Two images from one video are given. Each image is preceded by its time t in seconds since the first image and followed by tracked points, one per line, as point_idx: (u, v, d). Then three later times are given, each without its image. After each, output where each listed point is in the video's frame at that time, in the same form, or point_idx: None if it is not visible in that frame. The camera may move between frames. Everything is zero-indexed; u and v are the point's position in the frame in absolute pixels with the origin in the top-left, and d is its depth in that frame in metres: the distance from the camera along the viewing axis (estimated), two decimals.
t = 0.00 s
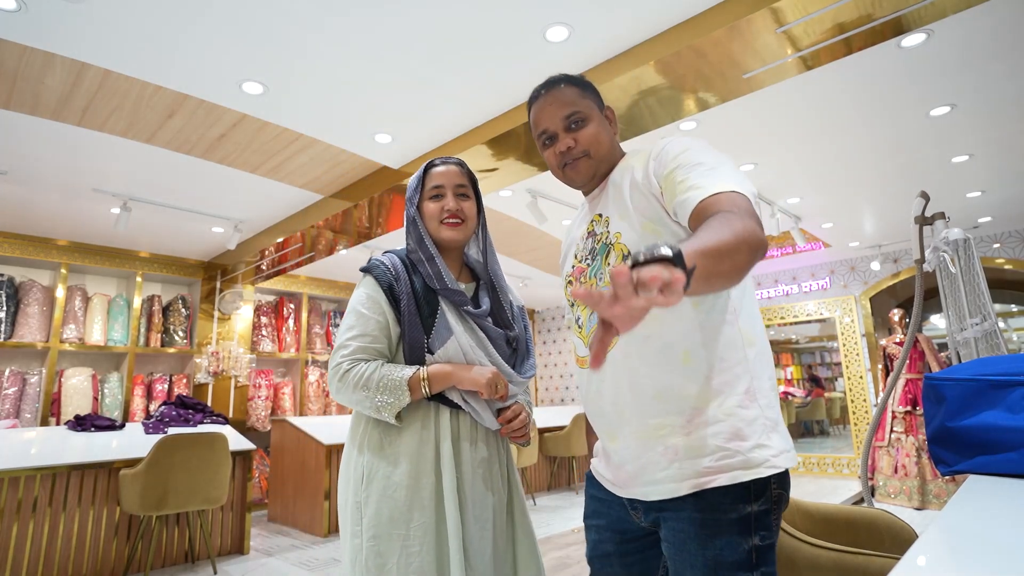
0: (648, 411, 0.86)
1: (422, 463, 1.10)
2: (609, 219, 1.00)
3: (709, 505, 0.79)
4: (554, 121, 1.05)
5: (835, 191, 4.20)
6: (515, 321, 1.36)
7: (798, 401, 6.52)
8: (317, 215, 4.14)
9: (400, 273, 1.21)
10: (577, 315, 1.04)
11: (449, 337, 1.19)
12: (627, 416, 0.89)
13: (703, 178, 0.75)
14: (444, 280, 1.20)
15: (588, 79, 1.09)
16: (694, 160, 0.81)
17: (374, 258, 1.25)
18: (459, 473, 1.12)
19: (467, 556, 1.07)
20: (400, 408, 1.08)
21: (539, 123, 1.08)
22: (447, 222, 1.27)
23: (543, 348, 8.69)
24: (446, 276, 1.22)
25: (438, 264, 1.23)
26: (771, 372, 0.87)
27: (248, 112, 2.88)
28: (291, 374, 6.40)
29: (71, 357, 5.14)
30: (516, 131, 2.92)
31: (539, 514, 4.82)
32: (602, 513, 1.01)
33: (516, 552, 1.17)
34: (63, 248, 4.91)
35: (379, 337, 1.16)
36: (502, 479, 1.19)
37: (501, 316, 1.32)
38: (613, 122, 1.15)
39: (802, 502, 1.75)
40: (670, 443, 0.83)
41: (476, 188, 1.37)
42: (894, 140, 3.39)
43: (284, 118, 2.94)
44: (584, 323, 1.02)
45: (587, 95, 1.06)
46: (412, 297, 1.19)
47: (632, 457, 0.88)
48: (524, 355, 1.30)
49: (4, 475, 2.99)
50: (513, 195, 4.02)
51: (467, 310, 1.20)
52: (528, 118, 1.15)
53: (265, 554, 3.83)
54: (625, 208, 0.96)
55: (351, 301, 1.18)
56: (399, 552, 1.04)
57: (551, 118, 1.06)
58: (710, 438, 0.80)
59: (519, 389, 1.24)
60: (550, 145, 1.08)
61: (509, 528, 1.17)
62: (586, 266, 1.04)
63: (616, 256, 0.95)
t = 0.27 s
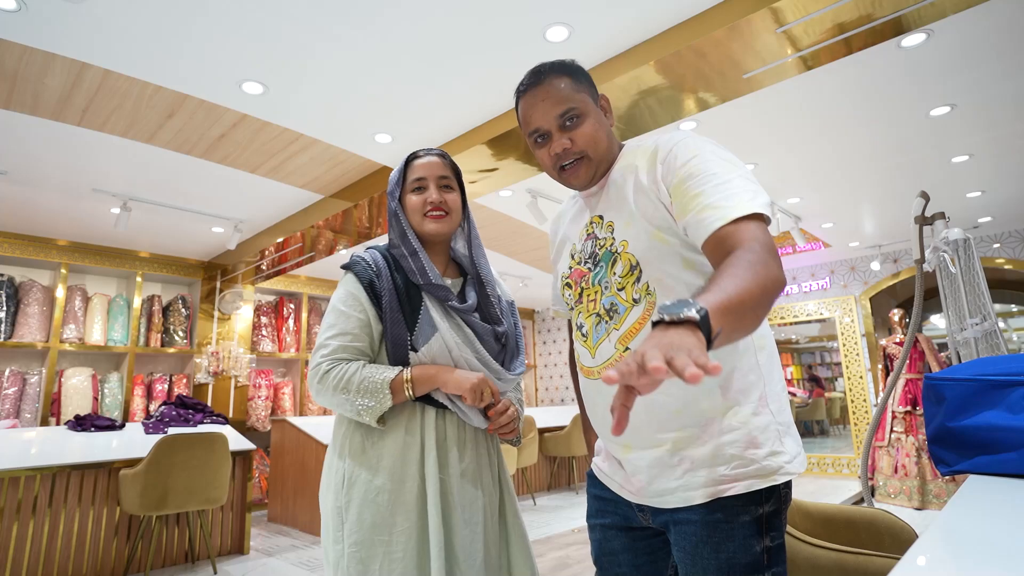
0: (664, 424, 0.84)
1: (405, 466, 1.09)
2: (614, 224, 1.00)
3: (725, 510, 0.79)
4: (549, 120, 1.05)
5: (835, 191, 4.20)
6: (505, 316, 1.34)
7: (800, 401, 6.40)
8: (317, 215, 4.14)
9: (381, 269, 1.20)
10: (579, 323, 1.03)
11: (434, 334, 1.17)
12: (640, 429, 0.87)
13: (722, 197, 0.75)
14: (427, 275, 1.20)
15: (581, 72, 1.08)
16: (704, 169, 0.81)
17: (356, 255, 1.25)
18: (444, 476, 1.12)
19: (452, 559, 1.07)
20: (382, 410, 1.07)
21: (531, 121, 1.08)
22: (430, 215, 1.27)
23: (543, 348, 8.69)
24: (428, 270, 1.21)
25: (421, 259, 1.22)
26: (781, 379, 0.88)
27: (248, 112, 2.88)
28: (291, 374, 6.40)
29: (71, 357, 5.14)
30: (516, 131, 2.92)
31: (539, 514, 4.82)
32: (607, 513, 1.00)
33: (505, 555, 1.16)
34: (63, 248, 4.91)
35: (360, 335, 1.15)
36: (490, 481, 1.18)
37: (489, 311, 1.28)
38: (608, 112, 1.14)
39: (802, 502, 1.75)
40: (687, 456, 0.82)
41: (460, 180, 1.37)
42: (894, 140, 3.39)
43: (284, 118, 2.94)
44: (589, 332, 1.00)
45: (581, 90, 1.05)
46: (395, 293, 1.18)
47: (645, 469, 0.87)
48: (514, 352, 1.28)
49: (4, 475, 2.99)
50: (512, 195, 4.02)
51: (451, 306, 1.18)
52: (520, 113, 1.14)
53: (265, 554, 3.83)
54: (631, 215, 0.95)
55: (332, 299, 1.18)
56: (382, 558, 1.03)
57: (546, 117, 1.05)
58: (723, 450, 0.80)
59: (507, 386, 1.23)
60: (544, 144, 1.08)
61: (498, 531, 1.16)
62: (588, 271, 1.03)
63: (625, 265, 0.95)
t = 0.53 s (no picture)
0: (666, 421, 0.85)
1: (387, 472, 1.07)
2: (620, 224, 0.99)
3: (723, 505, 0.79)
4: (552, 117, 1.04)
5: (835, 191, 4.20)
6: (491, 315, 1.32)
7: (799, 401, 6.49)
8: (317, 215, 4.14)
9: (360, 270, 1.18)
10: (578, 322, 1.02)
11: (416, 335, 1.15)
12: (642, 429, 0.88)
13: (738, 210, 0.79)
14: (408, 275, 1.18)
15: (582, 70, 1.08)
16: (723, 180, 0.84)
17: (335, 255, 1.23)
18: (428, 481, 1.09)
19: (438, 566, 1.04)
20: (359, 417, 1.05)
21: (533, 118, 1.07)
22: (413, 212, 1.26)
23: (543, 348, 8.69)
24: (410, 270, 1.19)
25: (402, 258, 1.20)
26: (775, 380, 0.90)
27: (248, 112, 2.88)
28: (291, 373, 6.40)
29: (71, 357, 5.14)
30: (516, 131, 2.92)
31: (539, 514, 4.82)
32: (603, 519, 0.99)
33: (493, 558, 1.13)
34: (63, 248, 4.91)
35: (339, 338, 1.13)
36: (477, 483, 1.15)
37: (474, 310, 1.26)
38: (608, 110, 1.14)
39: (802, 502, 1.75)
40: (689, 455, 0.82)
41: (444, 175, 1.35)
42: (894, 140, 3.39)
43: (284, 118, 2.94)
44: (590, 333, 0.99)
45: (583, 88, 1.05)
46: (375, 294, 1.17)
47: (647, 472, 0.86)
48: (501, 352, 1.26)
49: (4, 475, 2.99)
50: (512, 195, 4.02)
51: (433, 306, 1.17)
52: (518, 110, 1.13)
53: (265, 554, 3.83)
54: (640, 216, 0.96)
55: (310, 301, 1.16)
56: (366, 567, 1.01)
57: (549, 114, 1.05)
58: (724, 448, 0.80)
59: (493, 388, 1.21)
60: (544, 142, 1.07)
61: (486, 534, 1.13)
62: (588, 270, 1.02)
63: (633, 266, 0.94)
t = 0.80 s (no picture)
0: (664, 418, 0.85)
1: (381, 477, 1.05)
2: (620, 222, 0.99)
3: (720, 503, 0.79)
4: (553, 115, 1.05)
5: (835, 191, 4.20)
6: (482, 316, 1.32)
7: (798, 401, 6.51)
8: (317, 215, 4.14)
9: (351, 269, 1.15)
10: (576, 319, 1.02)
11: (409, 336, 1.13)
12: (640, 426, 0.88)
13: (736, 208, 0.79)
14: (400, 275, 1.17)
15: (584, 68, 1.08)
16: (722, 179, 0.84)
17: (322, 254, 1.19)
18: (422, 486, 1.08)
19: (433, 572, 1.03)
20: (353, 422, 1.02)
21: (534, 116, 1.07)
22: (404, 210, 1.25)
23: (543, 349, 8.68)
24: (401, 270, 1.18)
25: (393, 257, 1.19)
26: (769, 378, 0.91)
27: (248, 112, 2.88)
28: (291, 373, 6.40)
29: (71, 357, 5.14)
30: (516, 131, 2.92)
31: (539, 514, 4.82)
32: (599, 518, 0.99)
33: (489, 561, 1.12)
34: (63, 248, 4.91)
35: (329, 340, 1.09)
36: (471, 486, 1.14)
37: (466, 311, 1.26)
38: (609, 111, 1.14)
39: (801, 502, 1.75)
40: (688, 451, 0.83)
41: (435, 173, 1.34)
42: (894, 140, 3.39)
43: (284, 118, 2.94)
44: (589, 330, 0.99)
45: (585, 87, 1.05)
46: (367, 293, 1.14)
47: (646, 468, 0.86)
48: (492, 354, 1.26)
49: (4, 475, 2.99)
50: (512, 195, 4.02)
51: (426, 307, 1.16)
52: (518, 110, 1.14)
53: (265, 554, 3.83)
54: (640, 214, 0.96)
55: (300, 301, 1.12)
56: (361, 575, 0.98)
57: (550, 113, 1.05)
58: (722, 446, 0.81)
59: (484, 390, 1.20)
60: (545, 140, 1.07)
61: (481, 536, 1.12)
62: (588, 268, 1.01)
63: (633, 263, 0.94)
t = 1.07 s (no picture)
0: (665, 416, 0.85)
1: (378, 481, 1.04)
2: (620, 219, 0.99)
3: (722, 505, 0.79)
4: (543, 122, 1.06)
5: (835, 191, 4.19)
6: (477, 319, 1.33)
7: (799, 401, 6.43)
8: (317, 215, 4.14)
9: (350, 267, 1.15)
10: (578, 317, 1.02)
11: (409, 338, 1.13)
12: (641, 424, 0.88)
13: (734, 202, 0.79)
14: (399, 275, 1.17)
15: (570, 74, 1.09)
16: (721, 174, 0.84)
17: (318, 251, 1.18)
18: (420, 489, 1.07)
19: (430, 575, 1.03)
20: (352, 425, 1.02)
21: (527, 125, 1.08)
22: (402, 208, 1.24)
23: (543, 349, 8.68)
24: (400, 270, 1.18)
25: (392, 256, 1.19)
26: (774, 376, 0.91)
27: (248, 112, 2.88)
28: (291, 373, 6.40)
29: (71, 357, 5.14)
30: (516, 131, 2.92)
31: (538, 514, 4.82)
32: (601, 519, 0.99)
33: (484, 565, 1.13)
34: (63, 248, 4.91)
35: (328, 339, 1.08)
36: (465, 490, 1.15)
37: (462, 314, 1.27)
38: (602, 113, 1.15)
39: (802, 502, 1.75)
40: (690, 449, 0.82)
41: (432, 172, 1.34)
42: (895, 140, 3.39)
43: (284, 118, 2.94)
44: (590, 327, 0.99)
45: (572, 92, 1.06)
46: (366, 293, 1.13)
47: (648, 466, 0.86)
48: (488, 357, 1.28)
49: (4, 475, 2.99)
50: (512, 195, 4.02)
51: (426, 308, 1.17)
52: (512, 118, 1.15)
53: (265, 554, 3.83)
54: (640, 211, 0.96)
55: (297, 298, 1.10)
56: None
57: (541, 119, 1.06)
58: (724, 444, 0.81)
59: (481, 394, 1.21)
60: (540, 147, 1.08)
61: (474, 540, 1.12)
62: (589, 266, 1.02)
63: (633, 260, 0.94)
